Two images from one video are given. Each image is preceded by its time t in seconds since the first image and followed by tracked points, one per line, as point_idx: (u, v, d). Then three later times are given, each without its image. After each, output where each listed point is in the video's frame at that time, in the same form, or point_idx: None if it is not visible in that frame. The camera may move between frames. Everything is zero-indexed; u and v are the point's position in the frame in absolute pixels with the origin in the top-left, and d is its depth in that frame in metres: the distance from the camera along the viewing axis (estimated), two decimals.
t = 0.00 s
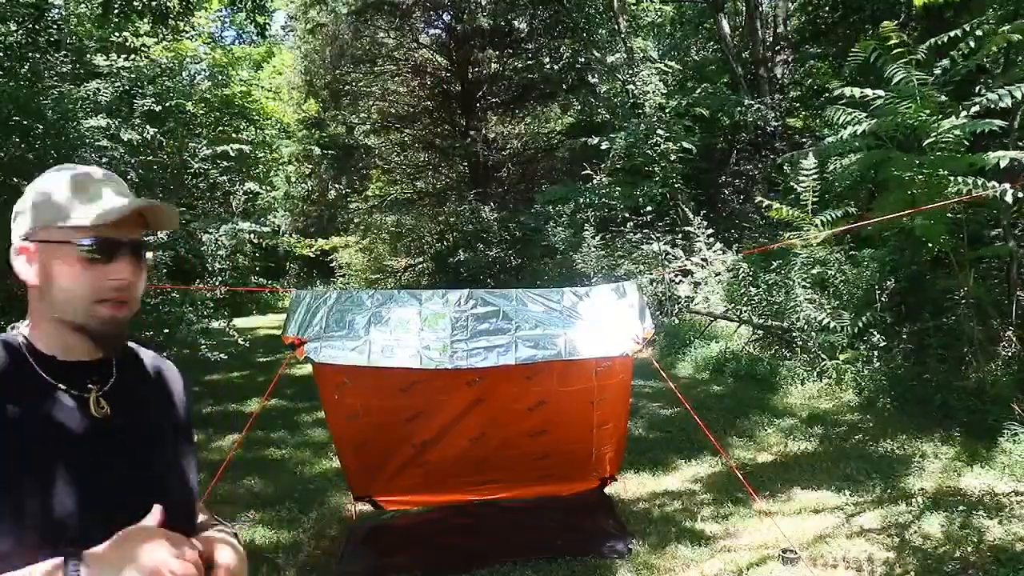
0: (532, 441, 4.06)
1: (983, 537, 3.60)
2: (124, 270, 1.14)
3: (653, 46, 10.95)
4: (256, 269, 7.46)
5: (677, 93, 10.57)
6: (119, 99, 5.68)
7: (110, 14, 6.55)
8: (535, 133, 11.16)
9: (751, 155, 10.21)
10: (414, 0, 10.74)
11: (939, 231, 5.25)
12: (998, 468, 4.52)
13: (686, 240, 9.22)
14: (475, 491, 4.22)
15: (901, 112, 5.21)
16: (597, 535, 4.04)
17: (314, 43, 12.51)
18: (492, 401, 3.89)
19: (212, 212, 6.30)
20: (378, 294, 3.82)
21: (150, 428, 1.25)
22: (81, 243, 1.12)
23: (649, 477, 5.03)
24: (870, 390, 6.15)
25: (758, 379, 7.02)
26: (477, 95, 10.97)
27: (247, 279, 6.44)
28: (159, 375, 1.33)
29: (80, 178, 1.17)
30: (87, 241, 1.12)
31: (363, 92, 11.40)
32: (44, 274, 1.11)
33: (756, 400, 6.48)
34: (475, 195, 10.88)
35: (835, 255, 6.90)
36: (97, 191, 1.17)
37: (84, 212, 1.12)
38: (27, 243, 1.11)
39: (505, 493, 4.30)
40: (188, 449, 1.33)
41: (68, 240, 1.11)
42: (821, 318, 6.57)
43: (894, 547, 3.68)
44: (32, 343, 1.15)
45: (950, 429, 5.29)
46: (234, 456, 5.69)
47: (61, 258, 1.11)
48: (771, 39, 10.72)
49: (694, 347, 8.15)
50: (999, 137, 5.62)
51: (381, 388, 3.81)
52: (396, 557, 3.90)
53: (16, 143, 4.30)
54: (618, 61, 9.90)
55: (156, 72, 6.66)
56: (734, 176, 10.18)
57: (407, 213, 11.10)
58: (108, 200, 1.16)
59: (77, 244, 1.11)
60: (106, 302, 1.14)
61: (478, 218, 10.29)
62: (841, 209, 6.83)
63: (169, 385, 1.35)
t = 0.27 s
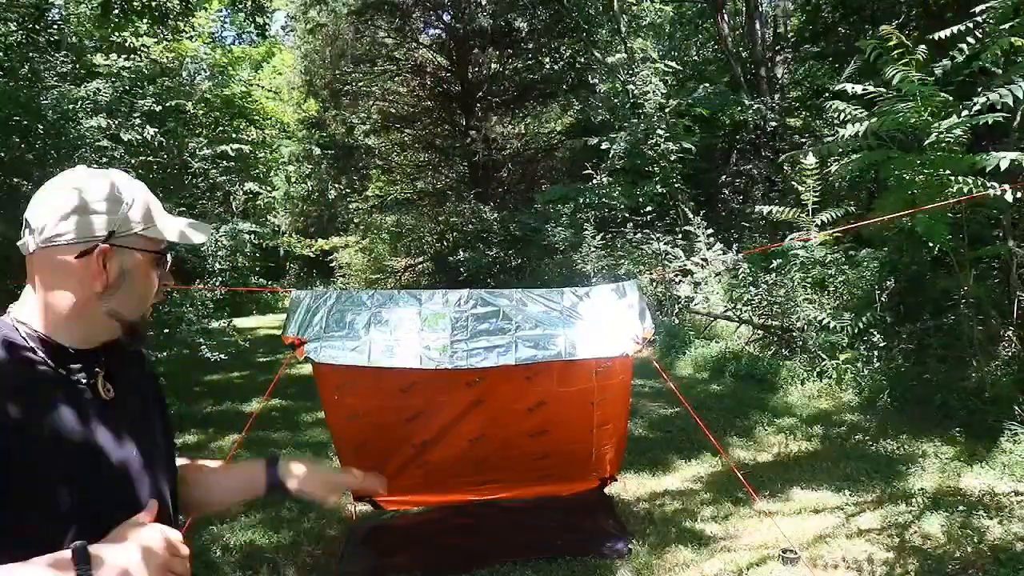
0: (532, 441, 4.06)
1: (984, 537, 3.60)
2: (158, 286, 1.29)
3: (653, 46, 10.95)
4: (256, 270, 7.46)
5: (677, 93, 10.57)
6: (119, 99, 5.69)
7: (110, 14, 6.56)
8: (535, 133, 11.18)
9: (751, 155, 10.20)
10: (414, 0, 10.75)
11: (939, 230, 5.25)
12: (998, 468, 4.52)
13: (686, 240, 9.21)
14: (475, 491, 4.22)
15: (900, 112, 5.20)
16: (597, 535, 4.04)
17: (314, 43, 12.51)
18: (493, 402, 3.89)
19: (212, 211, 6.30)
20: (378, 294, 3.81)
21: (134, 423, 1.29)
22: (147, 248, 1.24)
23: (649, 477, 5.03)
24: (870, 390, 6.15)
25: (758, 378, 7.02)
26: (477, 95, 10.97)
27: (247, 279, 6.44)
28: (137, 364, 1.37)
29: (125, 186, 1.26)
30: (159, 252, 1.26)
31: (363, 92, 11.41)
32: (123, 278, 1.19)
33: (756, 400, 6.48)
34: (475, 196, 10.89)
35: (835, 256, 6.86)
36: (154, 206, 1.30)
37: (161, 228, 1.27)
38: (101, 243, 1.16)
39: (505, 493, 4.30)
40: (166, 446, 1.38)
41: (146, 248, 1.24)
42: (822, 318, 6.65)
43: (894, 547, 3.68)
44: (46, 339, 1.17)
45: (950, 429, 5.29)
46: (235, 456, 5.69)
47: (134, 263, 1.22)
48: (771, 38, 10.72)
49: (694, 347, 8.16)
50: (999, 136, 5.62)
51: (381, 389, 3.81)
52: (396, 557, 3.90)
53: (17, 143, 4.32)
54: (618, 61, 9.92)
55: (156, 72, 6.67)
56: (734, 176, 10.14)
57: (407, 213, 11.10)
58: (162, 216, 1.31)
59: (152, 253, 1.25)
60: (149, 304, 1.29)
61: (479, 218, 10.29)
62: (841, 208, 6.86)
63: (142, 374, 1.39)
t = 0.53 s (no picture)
0: (532, 441, 4.06)
1: (984, 537, 3.60)
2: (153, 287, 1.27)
3: (653, 46, 10.95)
4: (255, 270, 7.45)
5: (678, 93, 10.56)
6: (119, 99, 5.69)
7: (110, 14, 6.56)
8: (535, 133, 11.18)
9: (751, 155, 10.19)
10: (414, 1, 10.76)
11: (938, 230, 5.25)
12: (998, 468, 4.52)
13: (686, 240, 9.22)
14: (475, 491, 4.22)
15: (900, 111, 5.20)
16: (597, 535, 4.04)
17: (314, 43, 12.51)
18: (493, 402, 3.89)
19: (212, 211, 6.30)
20: (378, 294, 3.82)
21: (132, 425, 1.30)
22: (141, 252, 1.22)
23: (649, 477, 5.03)
24: (870, 390, 6.15)
25: (758, 378, 7.02)
26: (477, 95, 10.94)
27: (247, 279, 6.43)
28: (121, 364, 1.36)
29: (120, 189, 1.25)
30: (153, 253, 1.24)
31: (363, 92, 11.41)
32: (119, 279, 1.17)
33: (756, 400, 6.48)
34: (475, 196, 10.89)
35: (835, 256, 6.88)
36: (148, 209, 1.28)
37: (154, 230, 1.25)
38: (97, 244, 1.15)
39: (506, 494, 4.29)
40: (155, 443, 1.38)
41: (140, 250, 1.22)
42: (821, 318, 6.68)
43: (894, 547, 3.68)
44: (42, 343, 1.15)
45: (950, 429, 5.29)
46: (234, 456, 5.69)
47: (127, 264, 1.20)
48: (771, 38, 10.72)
49: (694, 347, 8.16)
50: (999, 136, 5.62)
51: (381, 389, 3.81)
52: (396, 557, 3.90)
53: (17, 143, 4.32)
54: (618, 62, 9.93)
55: (156, 72, 6.67)
56: (735, 176, 10.08)
57: (407, 213, 11.10)
58: (156, 218, 1.30)
59: (144, 255, 1.23)
60: (143, 307, 1.26)
61: (479, 218, 10.29)
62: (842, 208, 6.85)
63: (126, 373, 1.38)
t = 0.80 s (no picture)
0: (532, 441, 4.06)
1: (984, 537, 3.60)
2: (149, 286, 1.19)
3: (653, 46, 10.95)
4: (255, 270, 7.45)
5: (677, 93, 10.57)
6: (120, 99, 5.69)
7: (110, 14, 6.56)
8: (535, 133, 11.18)
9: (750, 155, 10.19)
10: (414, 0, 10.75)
11: (938, 231, 5.25)
12: (997, 468, 4.52)
13: (686, 240, 9.21)
14: (475, 491, 4.23)
15: (900, 111, 5.19)
16: (597, 535, 4.04)
17: (314, 42, 12.49)
18: (492, 402, 3.89)
19: (212, 211, 6.31)
20: (378, 294, 3.84)
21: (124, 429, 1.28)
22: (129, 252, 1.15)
23: (648, 477, 5.03)
24: (869, 390, 6.15)
25: (758, 378, 7.03)
26: (476, 95, 10.96)
27: (247, 279, 6.42)
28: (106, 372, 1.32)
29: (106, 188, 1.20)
30: (144, 252, 1.17)
31: (363, 92, 11.41)
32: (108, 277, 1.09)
33: (755, 400, 6.49)
34: (475, 195, 10.90)
35: (835, 256, 6.88)
36: (135, 203, 1.21)
37: (142, 228, 1.18)
38: (80, 243, 1.08)
39: (505, 493, 4.30)
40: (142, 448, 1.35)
41: (129, 249, 1.15)
42: (821, 318, 6.68)
43: (894, 547, 3.68)
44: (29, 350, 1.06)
45: (950, 430, 5.29)
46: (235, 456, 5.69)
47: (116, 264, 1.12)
48: (771, 38, 10.72)
49: (694, 347, 8.16)
50: (999, 137, 5.62)
51: (381, 389, 3.81)
52: (396, 557, 3.90)
53: (18, 143, 4.33)
54: (617, 62, 9.94)
55: (155, 72, 6.66)
56: (735, 176, 10.07)
57: (407, 212, 11.11)
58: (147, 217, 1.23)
59: (135, 255, 1.16)
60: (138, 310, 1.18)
61: (479, 218, 10.29)
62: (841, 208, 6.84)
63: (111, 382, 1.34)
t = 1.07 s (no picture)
0: (532, 441, 4.07)
1: (983, 537, 3.60)
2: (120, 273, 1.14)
3: (653, 46, 10.95)
4: (255, 270, 7.45)
5: (678, 93, 10.57)
6: (119, 99, 5.69)
7: (110, 14, 6.57)
8: (535, 133, 11.18)
9: (750, 155, 10.19)
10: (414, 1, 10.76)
11: (938, 231, 5.25)
12: (997, 468, 4.52)
13: (686, 239, 9.22)
14: (474, 492, 4.23)
15: (900, 111, 5.19)
16: (597, 535, 4.04)
17: (313, 42, 12.49)
18: (492, 402, 3.89)
19: (212, 211, 6.31)
20: (378, 294, 3.81)
21: (116, 427, 1.27)
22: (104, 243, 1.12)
23: (649, 477, 5.03)
24: (870, 390, 6.15)
25: (757, 378, 7.03)
26: (476, 95, 10.97)
27: (247, 279, 6.41)
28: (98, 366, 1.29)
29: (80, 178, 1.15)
30: (109, 238, 1.11)
31: (363, 92, 11.42)
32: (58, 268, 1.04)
33: (755, 400, 6.49)
34: (475, 195, 10.91)
35: (835, 256, 6.89)
36: (106, 191, 1.15)
37: (108, 213, 1.12)
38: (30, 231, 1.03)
39: (505, 493, 4.31)
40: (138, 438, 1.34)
41: (91, 238, 1.09)
42: (820, 318, 6.68)
43: (894, 547, 3.68)
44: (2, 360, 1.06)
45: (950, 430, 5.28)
46: (235, 456, 5.69)
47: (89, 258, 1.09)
48: (771, 38, 10.72)
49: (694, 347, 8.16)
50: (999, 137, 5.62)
51: (381, 389, 3.81)
52: (396, 557, 3.90)
53: (17, 143, 4.33)
54: (617, 61, 9.94)
55: (155, 72, 6.67)
56: (735, 176, 10.08)
57: (407, 212, 11.10)
58: (122, 201, 1.17)
59: (99, 244, 1.10)
60: (111, 300, 1.13)
61: (479, 218, 10.29)
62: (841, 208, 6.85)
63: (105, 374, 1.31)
